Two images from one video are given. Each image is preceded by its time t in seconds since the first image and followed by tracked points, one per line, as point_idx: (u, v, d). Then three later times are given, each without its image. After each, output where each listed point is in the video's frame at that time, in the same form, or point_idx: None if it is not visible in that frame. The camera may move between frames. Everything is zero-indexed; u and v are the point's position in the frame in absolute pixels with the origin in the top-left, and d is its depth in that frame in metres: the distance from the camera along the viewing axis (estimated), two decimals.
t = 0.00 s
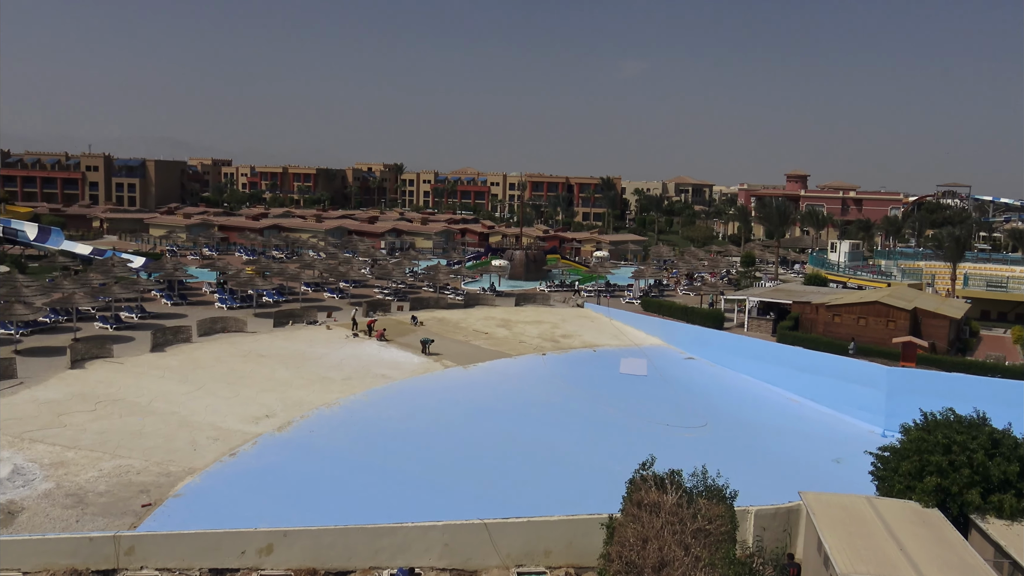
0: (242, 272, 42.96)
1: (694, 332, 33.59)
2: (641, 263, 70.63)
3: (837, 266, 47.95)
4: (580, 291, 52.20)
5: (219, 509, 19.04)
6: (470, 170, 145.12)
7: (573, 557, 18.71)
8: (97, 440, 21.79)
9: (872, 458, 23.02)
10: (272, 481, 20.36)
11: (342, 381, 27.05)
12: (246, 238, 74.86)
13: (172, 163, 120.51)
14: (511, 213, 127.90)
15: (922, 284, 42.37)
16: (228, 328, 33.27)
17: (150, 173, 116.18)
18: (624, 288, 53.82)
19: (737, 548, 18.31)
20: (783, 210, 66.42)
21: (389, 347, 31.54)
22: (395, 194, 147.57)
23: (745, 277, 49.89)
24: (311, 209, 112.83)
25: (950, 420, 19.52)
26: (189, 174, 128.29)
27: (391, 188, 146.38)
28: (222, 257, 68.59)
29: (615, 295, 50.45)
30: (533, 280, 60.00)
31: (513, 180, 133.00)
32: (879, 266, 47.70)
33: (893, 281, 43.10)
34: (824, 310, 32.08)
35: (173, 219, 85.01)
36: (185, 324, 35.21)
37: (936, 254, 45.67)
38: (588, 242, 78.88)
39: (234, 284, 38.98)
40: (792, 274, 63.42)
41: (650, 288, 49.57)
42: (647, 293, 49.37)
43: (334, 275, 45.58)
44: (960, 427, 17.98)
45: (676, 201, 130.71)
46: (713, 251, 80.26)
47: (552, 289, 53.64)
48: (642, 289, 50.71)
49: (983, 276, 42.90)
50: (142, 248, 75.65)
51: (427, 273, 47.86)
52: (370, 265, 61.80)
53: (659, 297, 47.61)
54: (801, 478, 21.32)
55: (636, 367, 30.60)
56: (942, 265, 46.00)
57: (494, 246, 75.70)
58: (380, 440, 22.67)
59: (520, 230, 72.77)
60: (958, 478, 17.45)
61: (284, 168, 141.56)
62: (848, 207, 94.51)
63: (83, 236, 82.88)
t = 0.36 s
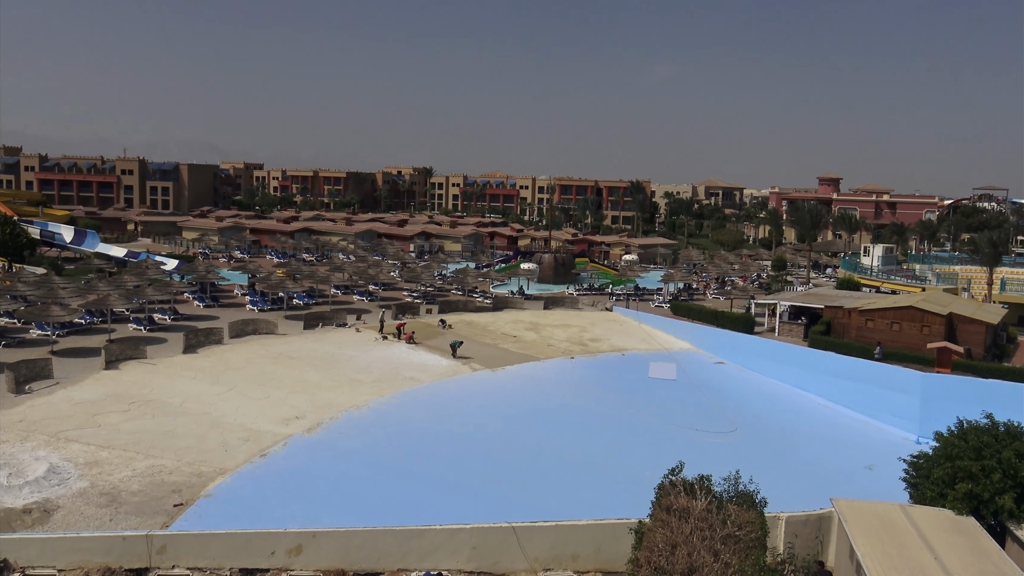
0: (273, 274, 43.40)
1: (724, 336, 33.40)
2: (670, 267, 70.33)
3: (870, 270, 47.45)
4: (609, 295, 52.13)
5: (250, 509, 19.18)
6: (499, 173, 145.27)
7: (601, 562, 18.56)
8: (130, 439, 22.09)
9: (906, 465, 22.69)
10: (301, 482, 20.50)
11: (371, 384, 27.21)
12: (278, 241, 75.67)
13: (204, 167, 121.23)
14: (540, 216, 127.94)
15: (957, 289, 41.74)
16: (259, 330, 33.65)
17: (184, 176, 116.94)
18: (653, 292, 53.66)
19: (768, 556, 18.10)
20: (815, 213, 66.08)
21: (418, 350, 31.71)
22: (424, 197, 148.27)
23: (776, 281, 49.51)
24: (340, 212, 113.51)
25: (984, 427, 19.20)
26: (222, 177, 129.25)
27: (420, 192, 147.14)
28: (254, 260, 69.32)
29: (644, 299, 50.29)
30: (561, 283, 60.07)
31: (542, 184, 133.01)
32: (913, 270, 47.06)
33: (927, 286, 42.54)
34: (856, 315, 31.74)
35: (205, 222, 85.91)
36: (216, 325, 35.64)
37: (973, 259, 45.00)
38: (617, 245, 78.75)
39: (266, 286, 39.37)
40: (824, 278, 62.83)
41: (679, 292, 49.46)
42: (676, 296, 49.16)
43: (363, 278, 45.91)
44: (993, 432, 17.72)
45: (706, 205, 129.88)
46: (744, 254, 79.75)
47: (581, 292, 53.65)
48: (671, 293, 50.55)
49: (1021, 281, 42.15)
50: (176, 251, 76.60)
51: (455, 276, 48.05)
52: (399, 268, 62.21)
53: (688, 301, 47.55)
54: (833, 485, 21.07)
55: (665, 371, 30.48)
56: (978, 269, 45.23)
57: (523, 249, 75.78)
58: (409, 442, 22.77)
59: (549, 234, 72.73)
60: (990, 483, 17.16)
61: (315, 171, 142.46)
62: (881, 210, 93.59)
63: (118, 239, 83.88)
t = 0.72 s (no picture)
0: (303, 277, 43.82)
1: (755, 341, 33.17)
2: (700, 271, 69.93)
3: (904, 275, 47.00)
4: (638, 299, 52.08)
5: (279, 510, 19.31)
6: (528, 177, 145.38)
7: (629, 567, 18.41)
8: (163, 440, 22.37)
9: (941, 473, 22.33)
10: (330, 483, 20.64)
11: (400, 387, 27.34)
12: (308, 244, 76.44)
13: (236, 170, 122.40)
14: (569, 220, 127.85)
15: (995, 294, 41.03)
16: (289, 332, 34.02)
17: (216, 180, 118.13)
18: (683, 296, 53.48)
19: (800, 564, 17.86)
20: (848, 218, 65.48)
21: (447, 353, 31.89)
22: (453, 200, 148.89)
23: (808, 285, 49.03)
24: (369, 216, 114.07)
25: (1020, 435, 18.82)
26: (253, 181, 130.51)
27: (449, 195, 147.73)
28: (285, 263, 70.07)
29: (674, 303, 50.09)
30: (590, 287, 60.15)
31: (571, 187, 132.94)
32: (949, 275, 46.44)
33: (963, 290, 41.99)
34: (890, 320, 31.48)
35: (237, 226, 86.87)
36: (247, 327, 36.07)
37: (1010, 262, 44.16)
38: (646, 249, 78.40)
39: (296, 289, 39.73)
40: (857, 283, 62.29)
41: (709, 296, 49.42)
42: (706, 301, 48.92)
43: (393, 280, 46.22)
44: None
45: (737, 208, 128.86)
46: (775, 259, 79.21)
47: (610, 296, 53.67)
48: (701, 297, 50.44)
49: None
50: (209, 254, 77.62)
51: (484, 279, 48.26)
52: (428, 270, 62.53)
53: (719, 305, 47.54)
54: (865, 493, 20.79)
55: (694, 376, 30.34)
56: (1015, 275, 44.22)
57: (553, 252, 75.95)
58: (437, 445, 22.84)
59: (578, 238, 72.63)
60: None
61: (345, 175, 143.30)
62: (915, 214, 91.54)
63: (152, 243, 85.12)
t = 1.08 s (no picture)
0: (334, 280, 44.24)
1: (788, 345, 32.88)
2: (731, 274, 69.65)
3: (940, 278, 46.41)
4: (669, 301, 52.00)
5: (310, 510, 19.41)
6: (558, 180, 145.45)
7: (659, 571, 18.27)
8: (196, 440, 22.63)
9: (979, 480, 21.93)
10: (361, 484, 20.73)
11: (430, 389, 27.46)
12: (338, 247, 77.15)
13: (268, 174, 123.69)
14: (599, 222, 127.74)
15: None
16: (320, 334, 34.42)
17: (248, 183, 119.24)
18: (713, 298, 53.28)
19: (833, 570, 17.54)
20: (882, 219, 64.81)
21: (476, 356, 32.06)
22: (482, 203, 149.52)
23: (841, 288, 48.50)
24: (399, 218, 114.53)
25: None
26: (285, 184, 131.92)
27: (479, 198, 148.33)
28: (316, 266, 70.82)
29: (704, 305, 49.94)
30: (619, 289, 60.08)
31: (601, 190, 132.95)
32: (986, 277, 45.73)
33: (1000, 293, 41.38)
34: (926, 322, 31.14)
35: (270, 228, 87.82)
36: (279, 329, 36.48)
37: None
38: (676, 252, 77.77)
39: (327, 291, 40.12)
40: (892, 285, 61.62)
41: (740, 299, 49.28)
42: (737, 304, 48.71)
43: (422, 283, 46.53)
44: None
45: (769, 210, 127.88)
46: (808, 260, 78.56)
47: (640, 299, 53.66)
48: (732, 300, 50.25)
49: None
50: (241, 257, 78.55)
51: (514, 282, 48.43)
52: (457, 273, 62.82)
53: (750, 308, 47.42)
54: (901, 499, 20.47)
55: (725, 379, 30.17)
56: None
57: (583, 255, 76.01)
58: (466, 447, 22.89)
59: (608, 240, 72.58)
60: None
61: (375, 178, 144.05)
62: (951, 216, 90.39)
63: (187, 246, 86.35)
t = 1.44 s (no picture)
0: (363, 283, 44.65)
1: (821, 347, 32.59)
2: (762, 276, 69.31)
3: (976, 279, 45.74)
4: (698, 304, 51.89)
5: (340, 511, 19.52)
6: (587, 183, 145.44)
7: None
8: (227, 442, 22.87)
9: (1017, 486, 21.52)
10: (390, 486, 20.84)
11: (459, 392, 27.60)
12: (368, 250, 77.86)
13: (299, 178, 124.91)
14: (628, 225, 127.55)
15: None
16: (349, 336, 34.82)
17: (279, 188, 120.33)
18: (744, 301, 53.05)
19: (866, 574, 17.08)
20: (916, 221, 64.16)
21: (505, 359, 32.25)
22: (511, 206, 150.05)
23: (875, 290, 48.04)
24: (428, 221, 114.99)
25: None
26: (315, 188, 133.20)
27: (508, 201, 148.92)
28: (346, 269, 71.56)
29: (735, 308, 49.75)
30: (649, 292, 59.97)
31: (629, 192, 132.79)
32: None
33: None
34: (961, 326, 30.79)
35: (301, 232, 88.76)
36: (309, 332, 36.86)
37: None
38: (706, 254, 76.94)
39: (356, 294, 40.50)
40: (927, 288, 60.97)
41: (772, 302, 49.10)
42: (767, 306, 48.51)
43: (451, 286, 46.83)
44: None
45: (800, 212, 126.72)
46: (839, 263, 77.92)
47: (670, 302, 53.63)
48: (763, 302, 50.04)
49: None
50: (273, 260, 79.50)
51: (543, 285, 48.61)
52: (486, 276, 63.11)
53: (782, 311, 47.27)
54: (937, 505, 20.14)
55: (756, 383, 29.95)
56: None
57: (612, 258, 76.07)
58: (495, 449, 22.97)
59: (638, 243, 72.53)
60: None
61: (404, 181, 144.68)
62: (988, 217, 88.96)
63: (219, 249, 87.53)
